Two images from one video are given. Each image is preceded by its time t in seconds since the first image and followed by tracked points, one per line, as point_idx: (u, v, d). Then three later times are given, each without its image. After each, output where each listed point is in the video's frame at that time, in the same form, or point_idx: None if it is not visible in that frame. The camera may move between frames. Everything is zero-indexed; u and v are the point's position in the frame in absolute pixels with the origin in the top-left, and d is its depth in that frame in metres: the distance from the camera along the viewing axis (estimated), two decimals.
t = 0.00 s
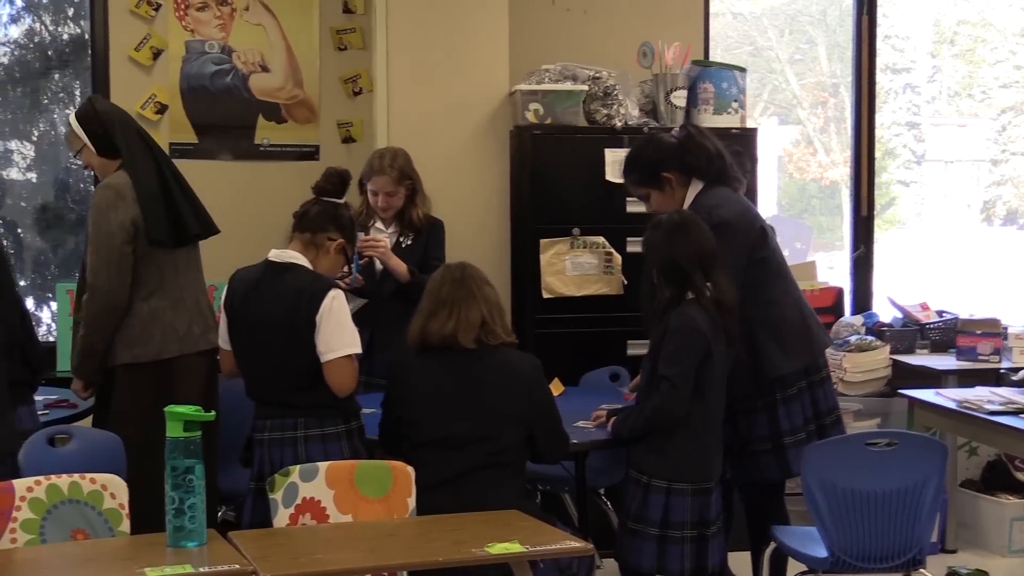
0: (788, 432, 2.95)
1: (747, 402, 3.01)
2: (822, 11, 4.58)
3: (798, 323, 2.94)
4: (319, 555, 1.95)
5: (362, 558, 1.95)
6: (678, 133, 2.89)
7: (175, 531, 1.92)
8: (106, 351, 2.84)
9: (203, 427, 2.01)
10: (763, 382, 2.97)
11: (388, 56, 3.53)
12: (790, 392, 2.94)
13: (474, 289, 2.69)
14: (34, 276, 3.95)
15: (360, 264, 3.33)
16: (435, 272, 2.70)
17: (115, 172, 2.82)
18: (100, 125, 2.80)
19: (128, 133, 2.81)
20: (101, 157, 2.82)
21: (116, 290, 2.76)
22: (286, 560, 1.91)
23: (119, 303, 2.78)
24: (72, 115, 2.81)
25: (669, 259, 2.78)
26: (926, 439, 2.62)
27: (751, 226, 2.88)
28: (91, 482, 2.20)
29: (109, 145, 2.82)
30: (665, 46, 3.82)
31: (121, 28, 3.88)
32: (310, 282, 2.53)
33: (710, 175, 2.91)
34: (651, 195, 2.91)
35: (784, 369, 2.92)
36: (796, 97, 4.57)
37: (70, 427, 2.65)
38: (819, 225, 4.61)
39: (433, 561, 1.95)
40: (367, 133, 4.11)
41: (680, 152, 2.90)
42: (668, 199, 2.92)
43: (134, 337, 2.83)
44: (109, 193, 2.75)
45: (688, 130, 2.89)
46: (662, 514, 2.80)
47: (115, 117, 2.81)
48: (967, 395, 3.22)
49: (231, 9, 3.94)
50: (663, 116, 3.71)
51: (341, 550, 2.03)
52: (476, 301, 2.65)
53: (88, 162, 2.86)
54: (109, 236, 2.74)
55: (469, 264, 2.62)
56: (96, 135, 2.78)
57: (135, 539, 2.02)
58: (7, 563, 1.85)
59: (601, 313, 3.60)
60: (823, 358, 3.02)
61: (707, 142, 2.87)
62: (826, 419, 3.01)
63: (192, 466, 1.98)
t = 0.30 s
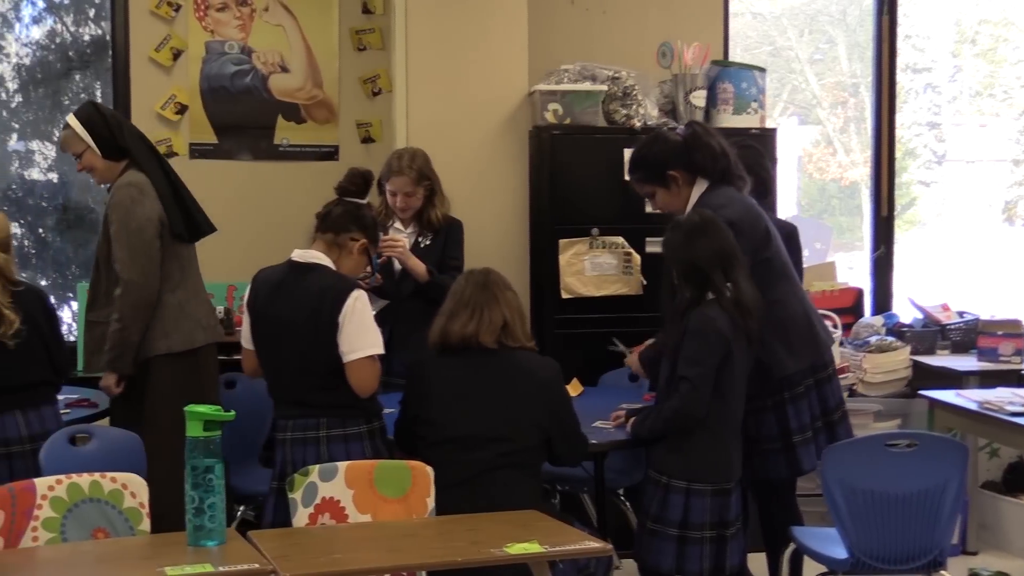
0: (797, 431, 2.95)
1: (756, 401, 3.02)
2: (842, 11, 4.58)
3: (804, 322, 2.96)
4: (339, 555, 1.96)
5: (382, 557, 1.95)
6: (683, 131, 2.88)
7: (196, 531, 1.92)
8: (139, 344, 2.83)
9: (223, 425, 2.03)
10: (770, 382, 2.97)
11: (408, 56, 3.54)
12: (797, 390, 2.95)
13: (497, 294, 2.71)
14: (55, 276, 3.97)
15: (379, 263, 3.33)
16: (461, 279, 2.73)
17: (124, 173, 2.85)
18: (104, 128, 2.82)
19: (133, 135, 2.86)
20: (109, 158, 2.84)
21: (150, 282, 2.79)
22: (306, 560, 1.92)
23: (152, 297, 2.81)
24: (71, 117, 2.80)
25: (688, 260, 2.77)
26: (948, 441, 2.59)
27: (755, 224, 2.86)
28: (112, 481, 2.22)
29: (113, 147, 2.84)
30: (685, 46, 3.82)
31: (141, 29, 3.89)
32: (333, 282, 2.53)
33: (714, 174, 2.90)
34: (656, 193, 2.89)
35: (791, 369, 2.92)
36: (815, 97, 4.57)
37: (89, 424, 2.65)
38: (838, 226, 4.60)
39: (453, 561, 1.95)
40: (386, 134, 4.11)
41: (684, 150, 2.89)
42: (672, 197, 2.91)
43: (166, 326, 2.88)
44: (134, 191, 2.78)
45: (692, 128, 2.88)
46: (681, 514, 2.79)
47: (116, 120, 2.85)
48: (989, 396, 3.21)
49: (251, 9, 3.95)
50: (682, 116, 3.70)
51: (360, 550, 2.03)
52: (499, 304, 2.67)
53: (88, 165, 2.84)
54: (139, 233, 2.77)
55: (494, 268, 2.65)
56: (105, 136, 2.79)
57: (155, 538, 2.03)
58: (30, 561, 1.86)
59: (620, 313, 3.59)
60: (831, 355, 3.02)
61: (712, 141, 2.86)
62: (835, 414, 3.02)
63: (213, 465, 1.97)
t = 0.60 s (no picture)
0: (806, 430, 2.97)
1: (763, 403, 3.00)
2: (864, 11, 4.56)
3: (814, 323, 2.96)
4: (360, 554, 1.96)
5: (403, 557, 1.95)
6: (695, 129, 2.90)
7: (216, 530, 1.93)
8: (169, 337, 2.85)
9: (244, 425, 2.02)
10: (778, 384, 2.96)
11: (429, 56, 3.54)
12: (805, 391, 2.97)
13: (518, 296, 2.72)
14: (78, 275, 3.99)
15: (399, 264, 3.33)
16: (479, 283, 2.73)
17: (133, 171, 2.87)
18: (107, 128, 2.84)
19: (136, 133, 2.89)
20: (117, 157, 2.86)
21: (175, 274, 2.81)
22: (327, 558, 1.92)
23: (180, 290, 2.83)
24: (74, 120, 2.82)
25: (710, 260, 2.77)
26: (971, 442, 2.56)
27: (764, 223, 2.86)
28: (134, 480, 2.24)
29: (119, 146, 2.87)
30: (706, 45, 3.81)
31: (164, 29, 3.91)
32: (365, 281, 2.54)
33: (723, 174, 2.91)
34: (666, 188, 2.94)
35: (798, 371, 2.93)
36: (837, 97, 4.56)
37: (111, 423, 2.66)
38: (860, 226, 4.58)
39: (473, 561, 1.94)
40: (407, 134, 4.11)
41: (694, 148, 2.92)
42: (681, 194, 2.95)
43: (192, 316, 2.90)
44: (149, 185, 2.80)
45: (704, 126, 2.90)
46: (705, 515, 2.79)
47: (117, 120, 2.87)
48: (1014, 397, 3.18)
49: (273, 10, 3.96)
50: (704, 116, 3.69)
51: (379, 550, 2.03)
52: (519, 306, 2.68)
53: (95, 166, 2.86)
54: (160, 227, 2.80)
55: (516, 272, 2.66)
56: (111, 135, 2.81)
57: (177, 536, 2.04)
58: (55, 559, 1.87)
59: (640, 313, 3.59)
60: (839, 353, 3.04)
61: (723, 140, 2.88)
62: (841, 412, 3.08)
63: (234, 464, 1.98)
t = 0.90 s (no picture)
0: (828, 431, 2.95)
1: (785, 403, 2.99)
2: (886, 10, 4.55)
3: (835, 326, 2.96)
4: (381, 554, 1.96)
5: (424, 557, 1.95)
6: (707, 132, 2.92)
7: (238, 528, 1.93)
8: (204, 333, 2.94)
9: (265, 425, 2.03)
10: (799, 385, 2.95)
11: (451, 56, 3.54)
12: (826, 392, 2.95)
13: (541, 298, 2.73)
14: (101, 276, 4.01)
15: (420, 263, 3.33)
16: (502, 285, 2.73)
17: (154, 170, 2.93)
18: (127, 128, 2.89)
19: (154, 135, 2.96)
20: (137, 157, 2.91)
21: (210, 271, 2.91)
22: (348, 558, 1.92)
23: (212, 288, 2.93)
24: (92, 121, 2.85)
25: (734, 258, 2.76)
26: (995, 443, 2.53)
27: (778, 224, 2.86)
28: (157, 479, 2.25)
29: (140, 146, 2.92)
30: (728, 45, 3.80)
31: (186, 30, 3.92)
32: (389, 279, 2.55)
33: (736, 177, 2.93)
34: (680, 194, 2.97)
35: (819, 372, 2.92)
36: (859, 97, 4.54)
37: (131, 423, 2.67)
38: (882, 226, 4.56)
39: (494, 561, 1.94)
40: (428, 134, 4.12)
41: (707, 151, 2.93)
42: (695, 198, 2.98)
43: (223, 313, 3.00)
44: (180, 184, 2.89)
45: (717, 129, 2.92)
46: (731, 515, 2.78)
47: (136, 123, 2.93)
48: None
49: (295, 11, 3.97)
50: (726, 116, 3.68)
51: (398, 550, 2.03)
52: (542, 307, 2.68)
53: (118, 166, 2.90)
54: (194, 225, 2.89)
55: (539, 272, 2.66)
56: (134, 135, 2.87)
57: (200, 535, 2.04)
58: (83, 556, 1.88)
59: (662, 313, 3.58)
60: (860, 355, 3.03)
61: (735, 142, 2.90)
62: (865, 412, 3.05)
63: (255, 463, 1.99)
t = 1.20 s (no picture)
0: (850, 431, 2.94)
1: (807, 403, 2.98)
2: (909, 9, 4.53)
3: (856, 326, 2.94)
4: (402, 553, 1.96)
5: (444, 557, 1.95)
6: (724, 134, 2.91)
7: (259, 527, 1.94)
8: (235, 334, 2.97)
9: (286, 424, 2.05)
10: (820, 385, 2.94)
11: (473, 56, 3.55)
12: (848, 392, 2.94)
13: (560, 297, 2.74)
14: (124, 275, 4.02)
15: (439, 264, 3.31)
16: (523, 285, 2.73)
17: (178, 173, 2.94)
18: (147, 132, 2.89)
19: (173, 137, 2.95)
20: (158, 159, 2.91)
21: (240, 271, 2.95)
22: (369, 558, 1.92)
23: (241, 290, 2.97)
24: (111, 125, 2.85)
25: (765, 256, 2.75)
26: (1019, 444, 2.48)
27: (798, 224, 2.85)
28: (179, 478, 2.26)
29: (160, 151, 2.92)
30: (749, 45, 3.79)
31: (208, 30, 3.93)
32: (391, 277, 2.59)
33: (755, 178, 2.91)
34: (698, 196, 2.96)
35: (840, 371, 2.91)
36: (881, 97, 4.52)
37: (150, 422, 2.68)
38: (905, 227, 4.54)
39: (514, 561, 1.94)
40: (449, 134, 4.12)
41: (724, 153, 2.92)
42: (714, 200, 2.97)
43: (253, 312, 3.04)
44: (207, 187, 2.90)
45: (734, 130, 2.91)
46: (756, 515, 2.78)
47: (156, 126, 2.93)
48: None
49: (316, 11, 3.98)
50: (747, 116, 3.67)
51: (420, 550, 2.03)
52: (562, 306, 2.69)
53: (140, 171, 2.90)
54: (223, 227, 2.92)
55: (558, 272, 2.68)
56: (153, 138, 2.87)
57: (220, 534, 2.05)
58: (106, 555, 1.89)
59: (683, 314, 3.57)
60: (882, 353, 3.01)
61: (753, 144, 2.89)
62: (887, 412, 3.03)
63: (276, 462, 2.00)
